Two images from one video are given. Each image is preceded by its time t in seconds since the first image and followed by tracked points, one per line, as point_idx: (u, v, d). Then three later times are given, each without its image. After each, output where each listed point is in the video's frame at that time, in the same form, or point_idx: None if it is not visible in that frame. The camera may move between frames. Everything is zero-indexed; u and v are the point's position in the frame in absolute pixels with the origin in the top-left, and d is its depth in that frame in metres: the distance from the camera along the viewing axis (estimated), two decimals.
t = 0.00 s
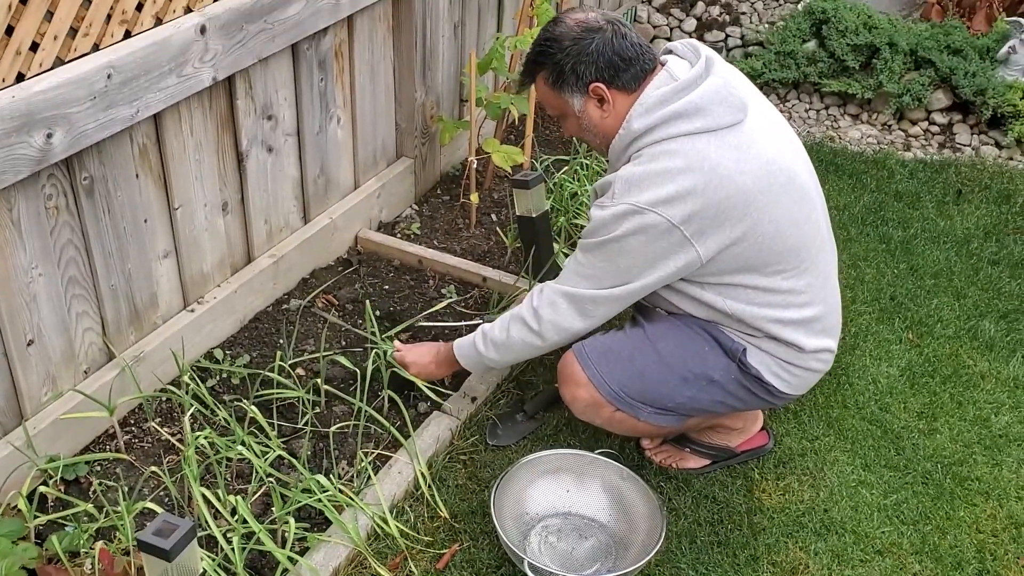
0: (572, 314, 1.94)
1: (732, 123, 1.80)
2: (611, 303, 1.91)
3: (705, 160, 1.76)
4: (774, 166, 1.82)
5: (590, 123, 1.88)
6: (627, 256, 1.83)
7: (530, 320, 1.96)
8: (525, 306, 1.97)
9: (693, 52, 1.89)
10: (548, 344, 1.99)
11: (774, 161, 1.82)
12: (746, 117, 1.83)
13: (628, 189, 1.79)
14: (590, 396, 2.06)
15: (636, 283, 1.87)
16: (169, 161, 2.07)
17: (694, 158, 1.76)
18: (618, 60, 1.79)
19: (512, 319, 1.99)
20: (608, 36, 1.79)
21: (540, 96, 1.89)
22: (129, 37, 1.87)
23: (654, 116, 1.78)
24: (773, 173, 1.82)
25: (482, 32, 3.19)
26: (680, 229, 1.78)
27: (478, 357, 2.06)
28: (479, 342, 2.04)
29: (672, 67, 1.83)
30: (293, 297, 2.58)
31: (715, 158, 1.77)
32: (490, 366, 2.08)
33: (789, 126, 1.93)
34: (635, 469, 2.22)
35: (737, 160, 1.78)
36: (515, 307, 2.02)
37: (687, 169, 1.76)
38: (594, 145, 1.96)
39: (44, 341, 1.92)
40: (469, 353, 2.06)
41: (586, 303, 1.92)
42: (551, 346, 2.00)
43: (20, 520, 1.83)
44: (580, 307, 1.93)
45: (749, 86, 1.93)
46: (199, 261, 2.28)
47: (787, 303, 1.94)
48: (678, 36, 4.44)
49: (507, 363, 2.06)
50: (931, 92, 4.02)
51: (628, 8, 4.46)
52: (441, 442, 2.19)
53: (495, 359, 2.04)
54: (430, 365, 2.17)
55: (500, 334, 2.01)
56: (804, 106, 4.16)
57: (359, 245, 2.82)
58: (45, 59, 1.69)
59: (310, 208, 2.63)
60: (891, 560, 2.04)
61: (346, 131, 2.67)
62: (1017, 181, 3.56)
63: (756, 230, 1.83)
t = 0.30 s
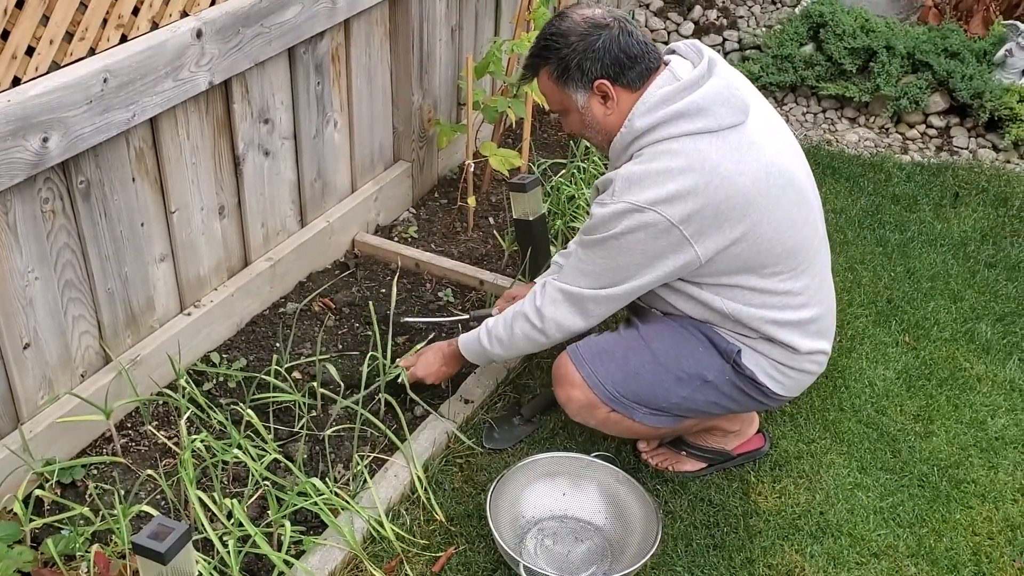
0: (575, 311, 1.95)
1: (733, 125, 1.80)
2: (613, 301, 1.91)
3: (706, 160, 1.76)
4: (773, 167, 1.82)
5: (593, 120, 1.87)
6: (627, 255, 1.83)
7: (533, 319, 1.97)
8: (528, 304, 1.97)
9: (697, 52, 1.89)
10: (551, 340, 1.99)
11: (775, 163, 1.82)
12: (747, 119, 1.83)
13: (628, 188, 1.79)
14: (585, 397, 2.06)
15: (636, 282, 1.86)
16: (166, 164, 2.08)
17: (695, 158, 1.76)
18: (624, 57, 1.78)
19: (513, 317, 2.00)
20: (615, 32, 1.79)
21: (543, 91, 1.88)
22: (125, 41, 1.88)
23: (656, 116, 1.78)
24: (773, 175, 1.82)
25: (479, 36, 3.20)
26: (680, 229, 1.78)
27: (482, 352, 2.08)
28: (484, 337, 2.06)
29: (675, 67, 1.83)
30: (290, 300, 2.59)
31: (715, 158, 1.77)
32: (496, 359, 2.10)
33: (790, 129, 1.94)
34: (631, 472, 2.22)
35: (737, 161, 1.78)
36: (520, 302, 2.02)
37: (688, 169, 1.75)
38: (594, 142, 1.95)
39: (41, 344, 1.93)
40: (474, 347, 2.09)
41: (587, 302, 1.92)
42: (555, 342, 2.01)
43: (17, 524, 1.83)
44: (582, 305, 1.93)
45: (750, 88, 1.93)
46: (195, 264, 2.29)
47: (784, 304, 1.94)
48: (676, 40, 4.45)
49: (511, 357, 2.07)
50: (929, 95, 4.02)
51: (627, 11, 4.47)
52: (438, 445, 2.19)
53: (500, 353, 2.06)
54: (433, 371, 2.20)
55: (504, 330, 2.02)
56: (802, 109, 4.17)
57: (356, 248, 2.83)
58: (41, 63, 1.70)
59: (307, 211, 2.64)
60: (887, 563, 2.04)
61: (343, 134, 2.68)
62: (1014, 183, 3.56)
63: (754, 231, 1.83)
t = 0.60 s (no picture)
0: (582, 316, 1.95)
1: (739, 129, 1.79)
2: (620, 306, 1.90)
3: (710, 164, 1.76)
4: (779, 172, 1.82)
5: (598, 118, 1.86)
6: (632, 259, 1.82)
7: (540, 325, 1.97)
8: (534, 310, 1.97)
9: (707, 52, 1.89)
10: (559, 345, 2.00)
11: (780, 168, 1.82)
12: (753, 122, 1.82)
13: (631, 190, 1.79)
14: (586, 406, 2.05)
15: (641, 286, 1.86)
16: (168, 168, 2.08)
17: (700, 162, 1.76)
18: (631, 56, 1.78)
19: (519, 322, 2.00)
20: (623, 31, 1.78)
21: (549, 88, 1.87)
22: (127, 46, 1.88)
23: (662, 117, 1.78)
24: (777, 179, 1.82)
25: (481, 39, 3.20)
26: (684, 232, 1.78)
27: (489, 358, 2.06)
28: (490, 342, 2.04)
29: (683, 67, 1.82)
30: (293, 304, 2.59)
31: (720, 162, 1.76)
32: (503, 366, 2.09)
33: (795, 133, 1.93)
34: (634, 476, 2.22)
35: (742, 166, 1.78)
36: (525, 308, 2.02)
37: (692, 173, 1.75)
38: (598, 141, 1.95)
39: (43, 349, 1.93)
40: (480, 353, 2.07)
41: (593, 307, 1.92)
42: (562, 347, 2.01)
43: (19, 528, 1.83)
44: (589, 310, 1.93)
45: (759, 90, 1.93)
46: (198, 268, 2.29)
47: (787, 308, 1.94)
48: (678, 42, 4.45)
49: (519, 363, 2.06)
50: (931, 97, 4.02)
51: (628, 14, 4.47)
52: (441, 449, 2.19)
53: (506, 359, 2.05)
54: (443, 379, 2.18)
55: (510, 336, 2.01)
56: (804, 112, 4.17)
57: (359, 252, 2.83)
58: (44, 68, 1.70)
59: (310, 215, 2.64)
60: (891, 566, 2.03)
61: (346, 138, 2.68)
62: (1017, 186, 3.55)
63: (757, 235, 1.82)
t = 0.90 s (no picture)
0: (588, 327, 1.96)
1: (734, 130, 1.79)
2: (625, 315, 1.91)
3: (706, 166, 1.76)
4: (774, 173, 1.81)
5: (592, 122, 1.86)
6: (633, 266, 1.83)
7: (546, 341, 1.99)
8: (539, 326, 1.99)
9: (698, 53, 1.88)
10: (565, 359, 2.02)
11: (776, 169, 1.82)
12: (748, 124, 1.82)
13: (629, 195, 1.79)
14: (583, 414, 2.04)
15: (644, 293, 1.86)
16: (166, 175, 2.08)
17: (696, 164, 1.76)
18: (622, 59, 1.78)
19: (525, 340, 2.02)
20: (612, 34, 1.78)
21: (540, 93, 1.87)
22: (124, 53, 1.88)
23: (656, 119, 1.78)
24: (774, 181, 1.81)
25: (478, 42, 3.20)
26: (684, 236, 1.78)
27: (497, 377, 2.06)
28: (498, 360, 2.04)
29: (676, 69, 1.82)
30: (292, 309, 2.59)
31: (716, 165, 1.76)
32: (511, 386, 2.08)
33: (790, 133, 1.93)
34: (636, 478, 2.21)
35: (738, 167, 1.78)
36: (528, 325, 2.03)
37: (688, 176, 1.75)
38: (592, 143, 1.95)
39: (42, 357, 1.93)
40: (487, 374, 2.07)
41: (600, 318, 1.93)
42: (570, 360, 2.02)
43: (20, 537, 1.83)
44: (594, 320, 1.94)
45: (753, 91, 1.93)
46: (197, 275, 2.28)
47: (785, 311, 1.93)
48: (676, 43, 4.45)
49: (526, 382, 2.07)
50: (929, 96, 4.02)
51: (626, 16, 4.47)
52: (441, 453, 2.19)
53: (514, 378, 2.04)
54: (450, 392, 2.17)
55: (516, 353, 2.01)
56: (802, 111, 4.17)
57: (358, 256, 2.83)
58: (40, 76, 1.70)
59: (308, 220, 2.64)
60: (893, 566, 2.02)
61: (343, 142, 2.68)
62: (1016, 183, 3.55)
63: (753, 239, 1.82)
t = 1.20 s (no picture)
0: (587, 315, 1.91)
1: (729, 118, 1.79)
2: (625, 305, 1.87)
3: (705, 152, 1.75)
4: (770, 160, 1.81)
5: (586, 114, 1.84)
6: (633, 254, 1.80)
7: (542, 336, 1.97)
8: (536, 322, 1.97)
9: (689, 45, 1.89)
10: (563, 356, 1.99)
11: (770, 157, 1.81)
12: (741, 113, 1.82)
13: (628, 183, 1.77)
14: (584, 418, 2.04)
15: (643, 283, 1.84)
16: (156, 188, 2.08)
17: (694, 151, 1.75)
18: (615, 48, 1.77)
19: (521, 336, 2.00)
20: (605, 23, 1.78)
21: (533, 88, 1.84)
22: (110, 67, 1.88)
23: (653, 106, 1.77)
24: (769, 169, 1.81)
25: (465, 44, 3.20)
26: (684, 223, 1.76)
27: (493, 376, 2.04)
28: (493, 360, 2.02)
29: (669, 59, 1.82)
30: (288, 318, 2.59)
31: (713, 151, 1.75)
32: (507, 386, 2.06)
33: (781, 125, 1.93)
34: (636, 475, 2.21)
35: (735, 153, 1.77)
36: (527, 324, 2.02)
37: (688, 162, 1.74)
38: (587, 138, 1.92)
39: (39, 374, 1.92)
40: (483, 376, 2.05)
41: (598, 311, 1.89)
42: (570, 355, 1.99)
43: (22, 556, 1.82)
44: (592, 311, 1.90)
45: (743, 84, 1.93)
46: (191, 287, 2.28)
47: (783, 300, 1.93)
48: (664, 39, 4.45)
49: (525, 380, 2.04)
50: (920, 83, 4.01)
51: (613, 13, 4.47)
52: (441, 457, 2.18)
53: (511, 377, 2.02)
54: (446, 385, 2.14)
55: (514, 351, 2.00)
56: (793, 103, 4.17)
57: (352, 263, 2.83)
58: (26, 94, 1.70)
59: (302, 229, 2.64)
60: (897, 555, 2.02)
61: (334, 150, 2.68)
62: (1009, 167, 3.54)
63: (748, 230, 1.82)
